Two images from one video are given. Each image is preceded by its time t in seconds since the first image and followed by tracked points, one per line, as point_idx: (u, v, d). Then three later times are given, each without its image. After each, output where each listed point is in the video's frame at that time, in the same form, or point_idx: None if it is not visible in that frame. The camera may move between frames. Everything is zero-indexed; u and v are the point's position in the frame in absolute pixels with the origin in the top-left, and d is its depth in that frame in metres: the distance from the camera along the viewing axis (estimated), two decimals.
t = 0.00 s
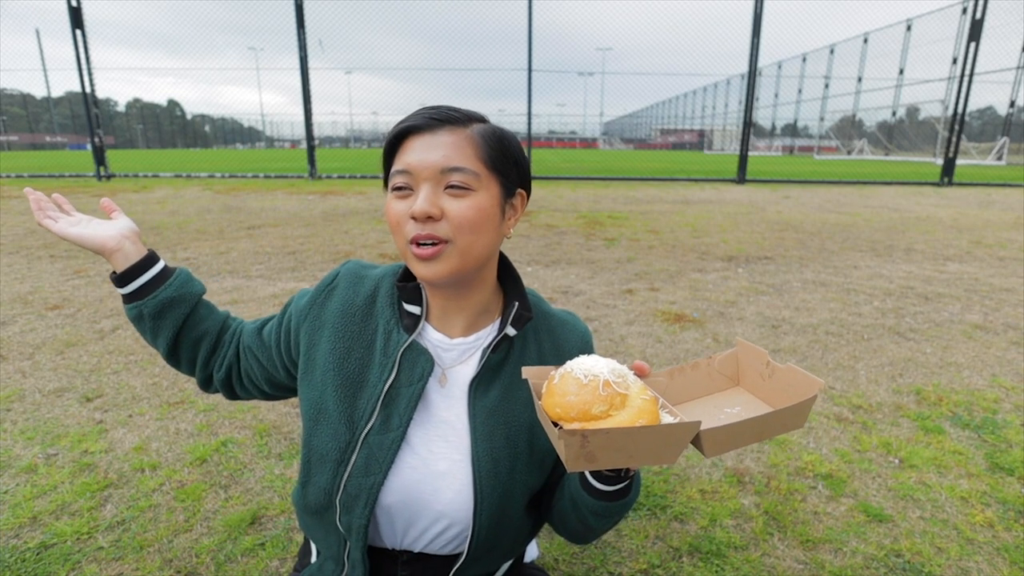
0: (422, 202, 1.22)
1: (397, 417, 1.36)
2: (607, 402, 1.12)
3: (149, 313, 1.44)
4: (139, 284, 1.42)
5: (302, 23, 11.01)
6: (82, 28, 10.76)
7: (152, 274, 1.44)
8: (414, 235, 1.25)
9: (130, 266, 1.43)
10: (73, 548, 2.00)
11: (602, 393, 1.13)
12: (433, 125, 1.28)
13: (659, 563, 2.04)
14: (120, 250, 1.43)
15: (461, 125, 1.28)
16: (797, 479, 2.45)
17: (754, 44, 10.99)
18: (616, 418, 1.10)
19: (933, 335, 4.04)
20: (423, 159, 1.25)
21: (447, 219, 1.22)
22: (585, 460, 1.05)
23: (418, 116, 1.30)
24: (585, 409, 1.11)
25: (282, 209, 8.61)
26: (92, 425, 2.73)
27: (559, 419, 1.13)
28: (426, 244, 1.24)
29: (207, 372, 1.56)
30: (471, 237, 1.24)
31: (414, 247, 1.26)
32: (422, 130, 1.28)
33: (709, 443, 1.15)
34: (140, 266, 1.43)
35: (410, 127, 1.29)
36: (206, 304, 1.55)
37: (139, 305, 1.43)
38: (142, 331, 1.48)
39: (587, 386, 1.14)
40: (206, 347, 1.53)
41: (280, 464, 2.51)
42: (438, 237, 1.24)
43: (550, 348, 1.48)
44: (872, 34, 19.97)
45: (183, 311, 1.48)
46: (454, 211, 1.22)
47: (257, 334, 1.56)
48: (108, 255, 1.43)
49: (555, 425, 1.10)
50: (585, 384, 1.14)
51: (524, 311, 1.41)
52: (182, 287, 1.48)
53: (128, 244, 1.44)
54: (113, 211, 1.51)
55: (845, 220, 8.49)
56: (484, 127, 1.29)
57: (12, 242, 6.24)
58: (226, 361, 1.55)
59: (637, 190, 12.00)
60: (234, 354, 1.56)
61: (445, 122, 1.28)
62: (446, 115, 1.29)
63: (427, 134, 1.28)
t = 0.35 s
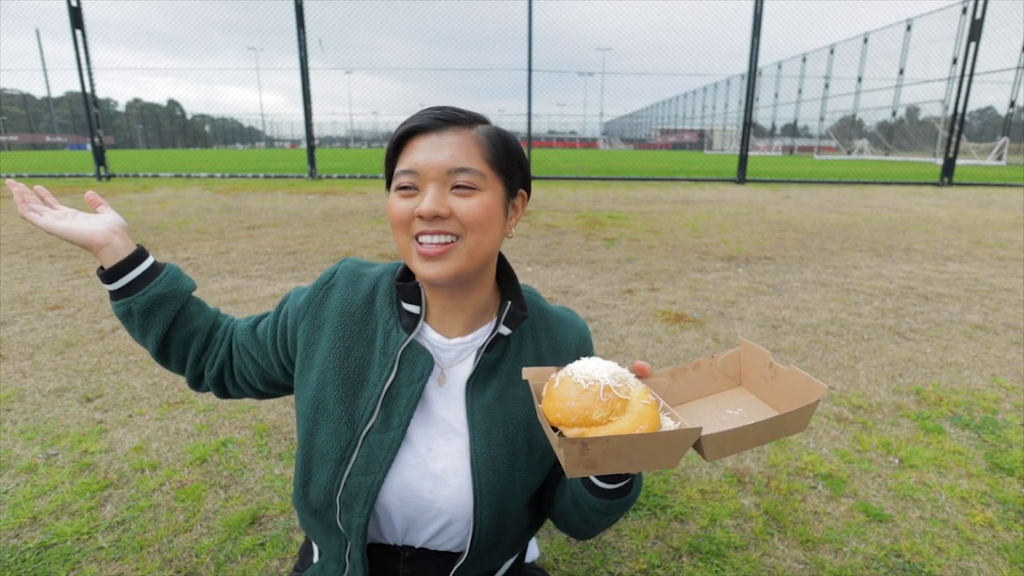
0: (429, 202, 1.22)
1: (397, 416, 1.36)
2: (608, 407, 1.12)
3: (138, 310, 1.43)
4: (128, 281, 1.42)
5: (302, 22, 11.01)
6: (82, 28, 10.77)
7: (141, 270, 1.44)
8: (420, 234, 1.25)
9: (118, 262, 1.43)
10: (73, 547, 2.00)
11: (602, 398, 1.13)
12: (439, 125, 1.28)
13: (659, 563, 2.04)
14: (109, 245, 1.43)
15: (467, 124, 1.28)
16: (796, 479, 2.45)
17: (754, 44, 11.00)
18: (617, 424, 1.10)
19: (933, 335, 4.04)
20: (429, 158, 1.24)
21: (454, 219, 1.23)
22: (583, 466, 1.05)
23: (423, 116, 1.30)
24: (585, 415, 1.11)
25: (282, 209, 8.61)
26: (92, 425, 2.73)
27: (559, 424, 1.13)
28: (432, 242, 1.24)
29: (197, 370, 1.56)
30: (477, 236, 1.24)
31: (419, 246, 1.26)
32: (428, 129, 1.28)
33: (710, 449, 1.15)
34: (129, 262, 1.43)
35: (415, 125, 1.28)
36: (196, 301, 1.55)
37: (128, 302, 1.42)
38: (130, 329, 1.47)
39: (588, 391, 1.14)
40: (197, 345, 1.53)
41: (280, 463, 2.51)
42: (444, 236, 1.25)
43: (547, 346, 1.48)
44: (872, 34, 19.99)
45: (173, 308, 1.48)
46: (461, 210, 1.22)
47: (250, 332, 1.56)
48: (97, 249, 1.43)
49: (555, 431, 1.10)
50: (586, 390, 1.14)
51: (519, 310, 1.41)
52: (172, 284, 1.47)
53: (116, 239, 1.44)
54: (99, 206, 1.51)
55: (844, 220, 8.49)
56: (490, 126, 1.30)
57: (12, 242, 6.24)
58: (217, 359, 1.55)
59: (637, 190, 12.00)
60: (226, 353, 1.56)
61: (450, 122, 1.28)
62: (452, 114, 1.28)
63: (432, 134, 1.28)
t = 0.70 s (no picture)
0: (425, 203, 1.22)
1: (402, 414, 1.36)
2: (589, 396, 1.13)
3: (136, 318, 1.43)
4: (124, 288, 1.42)
5: (302, 23, 11.00)
6: (82, 28, 10.77)
7: (137, 276, 1.44)
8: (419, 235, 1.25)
9: (113, 269, 1.42)
10: (73, 548, 2.00)
11: (583, 386, 1.14)
12: (433, 126, 1.28)
13: (659, 563, 2.04)
14: (103, 252, 1.42)
15: (461, 124, 1.28)
16: (797, 479, 2.45)
17: (754, 44, 11.00)
18: (597, 411, 1.11)
19: (933, 335, 4.04)
20: (424, 160, 1.24)
21: (452, 217, 1.23)
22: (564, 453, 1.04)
23: (415, 118, 1.30)
24: (566, 402, 1.12)
25: (282, 209, 8.61)
26: (92, 425, 2.73)
27: (542, 412, 1.13)
28: (431, 242, 1.24)
29: (197, 377, 1.56)
30: (477, 231, 1.24)
31: (418, 247, 1.26)
32: (422, 131, 1.28)
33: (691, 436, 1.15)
34: (124, 269, 1.43)
35: (409, 129, 1.28)
36: (192, 308, 1.55)
37: (125, 310, 1.42)
38: (128, 338, 1.47)
39: (569, 379, 1.15)
40: (196, 351, 1.53)
41: (280, 464, 2.51)
42: (443, 234, 1.24)
43: (547, 345, 1.48)
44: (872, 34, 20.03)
45: (169, 315, 1.48)
46: (459, 208, 1.22)
47: (249, 336, 1.56)
48: (91, 259, 1.41)
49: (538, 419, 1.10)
50: (567, 377, 1.15)
51: (521, 308, 1.42)
52: (168, 291, 1.47)
53: (110, 248, 1.44)
54: (88, 214, 1.50)
55: (845, 220, 8.49)
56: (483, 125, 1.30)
57: (12, 242, 6.24)
58: (216, 365, 1.55)
59: (637, 190, 12.00)
60: (226, 358, 1.56)
61: (443, 121, 1.28)
62: (443, 114, 1.28)
63: (426, 135, 1.27)
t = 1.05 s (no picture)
0: (441, 244, 1.19)
1: (402, 461, 1.35)
2: (651, 414, 1.14)
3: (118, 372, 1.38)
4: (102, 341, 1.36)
5: (303, 22, 11.02)
6: (82, 28, 10.78)
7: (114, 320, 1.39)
8: (430, 275, 1.22)
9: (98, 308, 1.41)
10: (73, 547, 2.00)
11: (645, 406, 1.15)
12: (454, 149, 1.22)
13: (658, 563, 2.05)
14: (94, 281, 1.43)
15: (485, 151, 1.23)
16: (796, 479, 2.45)
17: (754, 44, 11.02)
18: (663, 430, 1.12)
19: (933, 335, 4.04)
20: (444, 192, 1.20)
21: (468, 261, 1.21)
22: (660, 484, 0.99)
23: (437, 137, 1.23)
24: (636, 427, 1.10)
25: (282, 209, 8.60)
26: (92, 425, 2.73)
27: (608, 446, 1.09)
28: (441, 283, 1.22)
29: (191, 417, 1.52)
30: (488, 278, 1.24)
31: (427, 285, 1.23)
32: (442, 154, 1.22)
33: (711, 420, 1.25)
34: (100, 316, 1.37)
35: (429, 149, 1.22)
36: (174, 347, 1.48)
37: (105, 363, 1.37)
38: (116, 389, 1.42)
39: (629, 402, 1.14)
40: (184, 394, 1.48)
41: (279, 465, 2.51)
42: (456, 277, 1.22)
43: (552, 364, 1.51)
44: (872, 34, 20.05)
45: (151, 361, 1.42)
46: (476, 253, 1.21)
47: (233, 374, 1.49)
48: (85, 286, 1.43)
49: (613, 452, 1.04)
50: (624, 400, 1.14)
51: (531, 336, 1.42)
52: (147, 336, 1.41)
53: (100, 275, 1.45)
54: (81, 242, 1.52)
55: (845, 220, 8.50)
56: (508, 153, 1.26)
57: (12, 242, 6.24)
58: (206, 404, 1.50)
59: (637, 190, 12.01)
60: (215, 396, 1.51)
61: (468, 147, 1.22)
62: (469, 140, 1.23)
63: (447, 160, 1.22)
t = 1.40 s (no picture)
0: (449, 239, 1.18)
1: (400, 464, 1.35)
2: (661, 415, 1.15)
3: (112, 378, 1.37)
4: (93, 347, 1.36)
5: (303, 22, 11.03)
6: (81, 28, 10.78)
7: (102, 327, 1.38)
8: (438, 272, 1.21)
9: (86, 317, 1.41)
10: (73, 547, 2.00)
11: (654, 407, 1.16)
12: (459, 146, 1.23)
13: (659, 563, 2.05)
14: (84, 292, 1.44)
15: (488, 148, 1.24)
16: (797, 479, 2.45)
17: (754, 44, 11.02)
18: (671, 431, 1.14)
19: (933, 335, 4.04)
20: (450, 188, 1.20)
21: (477, 256, 1.21)
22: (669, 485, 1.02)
23: (441, 133, 1.23)
24: (645, 428, 1.12)
25: (282, 209, 8.60)
26: (92, 425, 2.73)
27: (618, 446, 1.09)
28: (449, 280, 1.22)
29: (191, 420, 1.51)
30: (494, 274, 1.24)
31: (434, 281, 1.23)
32: (447, 150, 1.23)
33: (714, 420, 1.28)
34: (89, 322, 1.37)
35: (435, 146, 1.22)
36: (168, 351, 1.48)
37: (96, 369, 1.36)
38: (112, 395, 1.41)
39: (640, 402, 1.15)
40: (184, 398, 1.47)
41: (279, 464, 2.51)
42: (464, 273, 1.22)
43: (550, 365, 1.51)
44: (872, 34, 20.06)
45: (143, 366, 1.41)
46: (484, 248, 1.21)
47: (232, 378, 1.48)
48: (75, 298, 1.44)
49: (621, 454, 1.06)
50: (635, 401, 1.15)
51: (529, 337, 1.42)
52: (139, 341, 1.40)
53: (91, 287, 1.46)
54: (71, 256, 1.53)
55: (844, 220, 8.50)
56: (510, 150, 1.27)
57: (12, 242, 6.24)
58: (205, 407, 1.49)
59: (637, 190, 12.01)
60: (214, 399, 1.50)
61: (472, 143, 1.23)
62: (474, 136, 1.23)
63: (452, 156, 1.22)
